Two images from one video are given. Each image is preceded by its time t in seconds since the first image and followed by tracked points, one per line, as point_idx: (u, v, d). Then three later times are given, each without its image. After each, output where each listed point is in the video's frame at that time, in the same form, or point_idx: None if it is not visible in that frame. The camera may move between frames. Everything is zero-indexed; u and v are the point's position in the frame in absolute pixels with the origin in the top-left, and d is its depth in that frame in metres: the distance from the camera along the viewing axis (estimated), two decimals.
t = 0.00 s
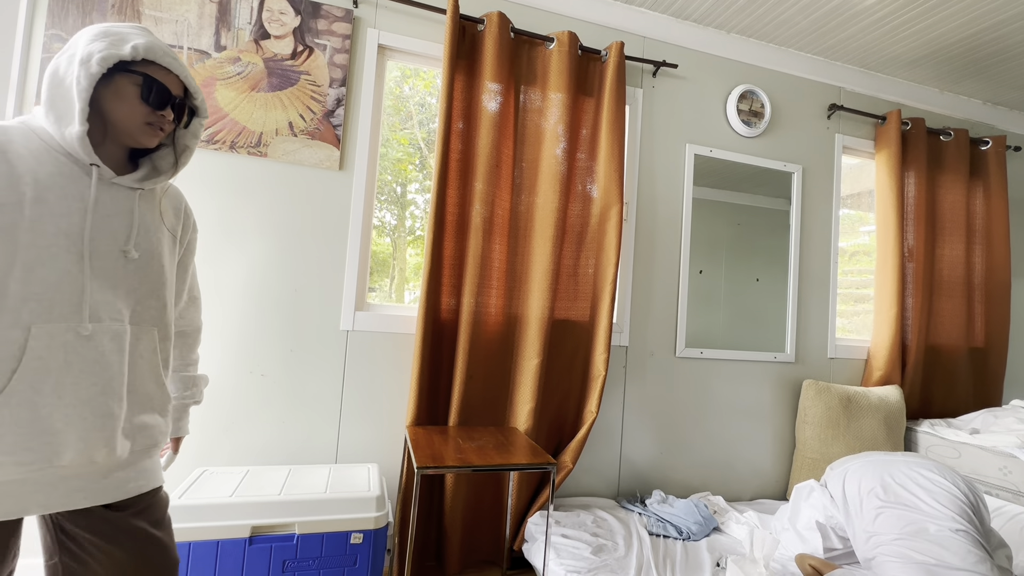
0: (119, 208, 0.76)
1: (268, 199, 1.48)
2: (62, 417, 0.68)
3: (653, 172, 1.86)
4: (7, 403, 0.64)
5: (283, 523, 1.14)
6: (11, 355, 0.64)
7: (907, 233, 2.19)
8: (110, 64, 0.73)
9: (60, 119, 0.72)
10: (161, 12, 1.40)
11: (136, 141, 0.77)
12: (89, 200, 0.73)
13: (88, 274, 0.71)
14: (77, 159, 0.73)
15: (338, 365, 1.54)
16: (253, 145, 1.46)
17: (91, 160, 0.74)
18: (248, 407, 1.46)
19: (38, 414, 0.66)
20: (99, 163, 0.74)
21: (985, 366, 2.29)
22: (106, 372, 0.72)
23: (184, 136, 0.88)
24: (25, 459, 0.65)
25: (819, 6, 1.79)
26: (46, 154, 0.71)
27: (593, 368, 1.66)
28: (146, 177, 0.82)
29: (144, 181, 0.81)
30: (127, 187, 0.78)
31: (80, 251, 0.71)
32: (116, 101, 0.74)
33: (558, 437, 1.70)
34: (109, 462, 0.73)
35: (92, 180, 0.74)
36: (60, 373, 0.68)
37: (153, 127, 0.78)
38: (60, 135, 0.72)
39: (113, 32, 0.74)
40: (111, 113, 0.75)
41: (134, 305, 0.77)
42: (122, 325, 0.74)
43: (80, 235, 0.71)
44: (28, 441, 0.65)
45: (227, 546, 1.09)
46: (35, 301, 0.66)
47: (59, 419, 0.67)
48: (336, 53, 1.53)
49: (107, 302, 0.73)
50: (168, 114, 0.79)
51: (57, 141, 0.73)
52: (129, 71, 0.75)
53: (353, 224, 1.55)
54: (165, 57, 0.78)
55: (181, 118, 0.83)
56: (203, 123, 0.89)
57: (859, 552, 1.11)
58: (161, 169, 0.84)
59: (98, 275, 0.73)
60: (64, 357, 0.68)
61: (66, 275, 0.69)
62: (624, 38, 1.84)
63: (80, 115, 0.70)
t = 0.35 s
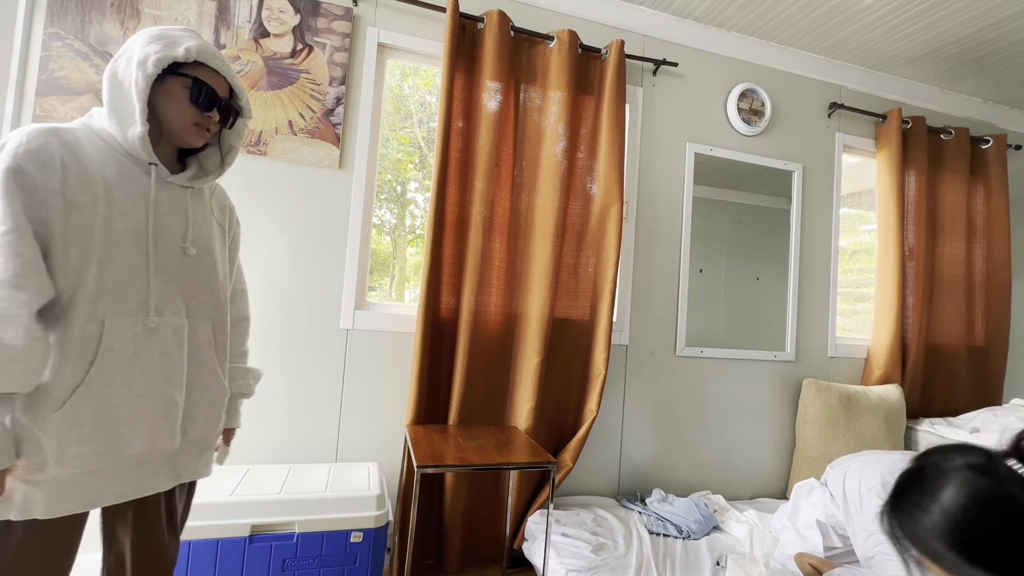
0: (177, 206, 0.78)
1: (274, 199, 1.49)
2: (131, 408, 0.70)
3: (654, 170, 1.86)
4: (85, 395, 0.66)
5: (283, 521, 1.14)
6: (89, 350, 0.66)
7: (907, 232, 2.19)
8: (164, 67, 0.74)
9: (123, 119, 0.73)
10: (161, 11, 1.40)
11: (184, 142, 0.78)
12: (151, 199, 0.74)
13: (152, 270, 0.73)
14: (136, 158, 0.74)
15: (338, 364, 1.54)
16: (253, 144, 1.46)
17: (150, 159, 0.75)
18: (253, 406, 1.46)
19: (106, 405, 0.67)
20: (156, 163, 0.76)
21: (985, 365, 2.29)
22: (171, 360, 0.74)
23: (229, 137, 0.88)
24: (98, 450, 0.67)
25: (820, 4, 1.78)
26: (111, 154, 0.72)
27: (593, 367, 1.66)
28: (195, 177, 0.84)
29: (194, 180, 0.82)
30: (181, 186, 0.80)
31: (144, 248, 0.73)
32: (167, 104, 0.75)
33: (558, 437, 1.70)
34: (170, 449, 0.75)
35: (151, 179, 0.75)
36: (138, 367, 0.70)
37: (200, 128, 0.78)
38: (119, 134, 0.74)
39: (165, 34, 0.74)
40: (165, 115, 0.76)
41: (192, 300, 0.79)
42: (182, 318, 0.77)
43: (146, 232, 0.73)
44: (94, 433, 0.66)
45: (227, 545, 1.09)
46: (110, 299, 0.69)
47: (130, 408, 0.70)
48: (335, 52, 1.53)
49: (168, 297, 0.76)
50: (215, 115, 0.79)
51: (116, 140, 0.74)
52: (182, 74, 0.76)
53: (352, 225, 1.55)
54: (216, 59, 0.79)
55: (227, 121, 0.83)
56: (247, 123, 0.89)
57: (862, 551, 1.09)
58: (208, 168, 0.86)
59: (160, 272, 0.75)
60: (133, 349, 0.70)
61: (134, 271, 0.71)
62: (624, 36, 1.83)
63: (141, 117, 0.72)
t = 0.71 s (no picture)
0: (193, 201, 0.78)
1: (275, 197, 1.49)
2: (157, 400, 0.69)
3: (654, 169, 1.86)
4: (108, 385, 0.65)
5: (282, 521, 1.14)
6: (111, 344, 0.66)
7: (908, 231, 2.18)
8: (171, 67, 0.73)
9: (132, 119, 0.73)
10: (160, 9, 1.40)
11: (195, 142, 0.78)
12: (167, 193, 0.74)
13: (169, 262, 0.72)
14: (149, 156, 0.74)
15: (338, 363, 1.54)
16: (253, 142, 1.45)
17: (163, 156, 0.75)
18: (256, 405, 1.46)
19: (136, 397, 0.67)
20: (170, 159, 0.75)
21: (985, 364, 2.29)
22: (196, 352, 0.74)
23: (244, 135, 0.89)
24: (128, 442, 0.66)
25: (821, 3, 1.78)
26: (124, 152, 0.72)
27: (593, 366, 1.66)
28: (211, 173, 0.84)
29: (211, 176, 0.82)
30: (198, 181, 0.80)
31: (162, 241, 0.72)
32: (176, 104, 0.75)
33: (558, 436, 1.71)
34: (202, 442, 0.75)
35: (166, 174, 0.75)
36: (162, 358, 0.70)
37: (211, 128, 0.78)
38: (129, 134, 0.74)
39: (173, 36, 0.74)
40: (174, 114, 0.76)
41: (214, 294, 0.78)
42: (202, 311, 0.76)
43: (163, 226, 0.73)
44: (130, 425, 0.67)
45: (227, 543, 1.09)
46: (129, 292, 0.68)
47: (156, 401, 0.69)
48: (335, 50, 1.53)
49: (189, 289, 0.75)
50: (225, 115, 0.79)
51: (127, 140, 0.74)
52: (190, 75, 0.75)
53: (351, 224, 1.55)
54: (223, 58, 0.78)
55: (239, 119, 0.83)
56: (260, 119, 0.89)
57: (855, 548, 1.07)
58: (225, 165, 0.87)
59: (180, 264, 0.74)
60: (155, 340, 0.70)
61: (154, 264, 0.71)
62: (624, 35, 1.83)
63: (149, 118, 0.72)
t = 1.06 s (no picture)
0: (193, 196, 0.77)
1: (274, 196, 1.48)
2: (151, 398, 0.69)
3: (654, 169, 1.85)
4: (102, 383, 0.65)
5: (281, 520, 1.14)
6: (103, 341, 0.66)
7: (908, 230, 2.18)
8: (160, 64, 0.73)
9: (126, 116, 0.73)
10: (159, 8, 1.40)
11: (190, 140, 0.78)
12: (164, 190, 0.73)
13: (167, 257, 0.72)
14: (146, 154, 0.75)
15: (338, 362, 1.54)
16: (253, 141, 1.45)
17: (159, 152, 0.75)
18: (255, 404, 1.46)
19: (131, 396, 0.67)
20: (168, 155, 0.75)
21: (986, 363, 2.29)
22: (193, 349, 0.74)
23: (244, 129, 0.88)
24: (122, 441, 0.66)
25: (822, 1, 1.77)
26: (121, 150, 0.72)
27: (593, 365, 1.66)
28: (214, 168, 0.84)
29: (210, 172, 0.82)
30: (200, 176, 0.80)
31: (160, 236, 0.72)
32: (169, 101, 0.75)
33: (558, 435, 1.70)
34: (198, 441, 0.75)
35: (163, 170, 0.75)
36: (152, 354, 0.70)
37: (206, 125, 0.78)
38: (125, 133, 0.74)
39: (164, 34, 0.74)
40: (167, 112, 0.76)
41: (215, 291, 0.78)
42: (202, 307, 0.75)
43: (160, 221, 0.72)
44: (122, 424, 0.67)
45: (226, 542, 1.10)
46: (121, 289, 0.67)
47: (151, 399, 0.69)
48: (335, 49, 1.52)
49: (188, 285, 0.74)
50: (220, 110, 0.78)
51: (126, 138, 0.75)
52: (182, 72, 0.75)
53: (350, 222, 1.55)
54: (213, 50, 0.77)
55: (237, 114, 0.82)
56: (260, 113, 0.89)
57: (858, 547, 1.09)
58: (228, 160, 0.87)
59: (180, 260, 0.73)
60: (150, 338, 0.69)
61: (149, 261, 0.70)
62: (624, 33, 1.83)
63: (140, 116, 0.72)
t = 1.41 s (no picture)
0: (191, 194, 0.78)
1: (275, 196, 1.48)
2: (157, 396, 0.69)
3: (655, 168, 1.85)
4: (108, 383, 0.65)
5: (283, 519, 1.14)
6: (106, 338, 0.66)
7: (909, 229, 2.18)
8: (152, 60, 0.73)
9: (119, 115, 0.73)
10: (160, 7, 1.40)
11: (186, 136, 0.78)
12: (162, 188, 0.74)
13: (168, 256, 0.72)
14: (142, 153, 0.75)
15: (339, 362, 1.54)
16: (253, 141, 1.45)
17: (155, 150, 0.75)
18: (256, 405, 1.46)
19: (136, 393, 0.67)
20: (163, 154, 0.75)
21: (987, 363, 2.29)
22: (196, 347, 0.74)
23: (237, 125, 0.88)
24: (129, 440, 0.67)
25: None
26: (117, 149, 0.72)
27: (594, 364, 1.66)
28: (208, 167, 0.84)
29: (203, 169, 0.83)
30: (194, 175, 0.81)
31: (160, 234, 0.72)
32: (163, 97, 0.75)
33: (558, 434, 1.70)
34: (204, 437, 0.75)
35: (160, 169, 0.75)
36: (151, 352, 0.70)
37: (201, 120, 0.78)
38: (119, 132, 0.74)
39: (153, 29, 0.74)
40: (161, 108, 0.76)
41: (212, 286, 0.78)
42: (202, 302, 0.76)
43: (160, 220, 0.73)
44: (127, 422, 0.67)
45: (227, 541, 1.10)
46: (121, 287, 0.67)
47: (157, 397, 0.69)
48: (335, 48, 1.52)
49: (189, 284, 0.75)
50: (214, 105, 0.79)
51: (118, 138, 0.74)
52: (174, 67, 0.75)
53: (351, 222, 1.55)
54: (203, 44, 0.77)
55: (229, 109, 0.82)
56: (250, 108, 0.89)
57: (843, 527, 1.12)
58: (221, 158, 0.87)
59: (181, 258, 0.74)
60: (154, 336, 0.70)
61: (150, 258, 0.71)
62: (625, 33, 1.83)
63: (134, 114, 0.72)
